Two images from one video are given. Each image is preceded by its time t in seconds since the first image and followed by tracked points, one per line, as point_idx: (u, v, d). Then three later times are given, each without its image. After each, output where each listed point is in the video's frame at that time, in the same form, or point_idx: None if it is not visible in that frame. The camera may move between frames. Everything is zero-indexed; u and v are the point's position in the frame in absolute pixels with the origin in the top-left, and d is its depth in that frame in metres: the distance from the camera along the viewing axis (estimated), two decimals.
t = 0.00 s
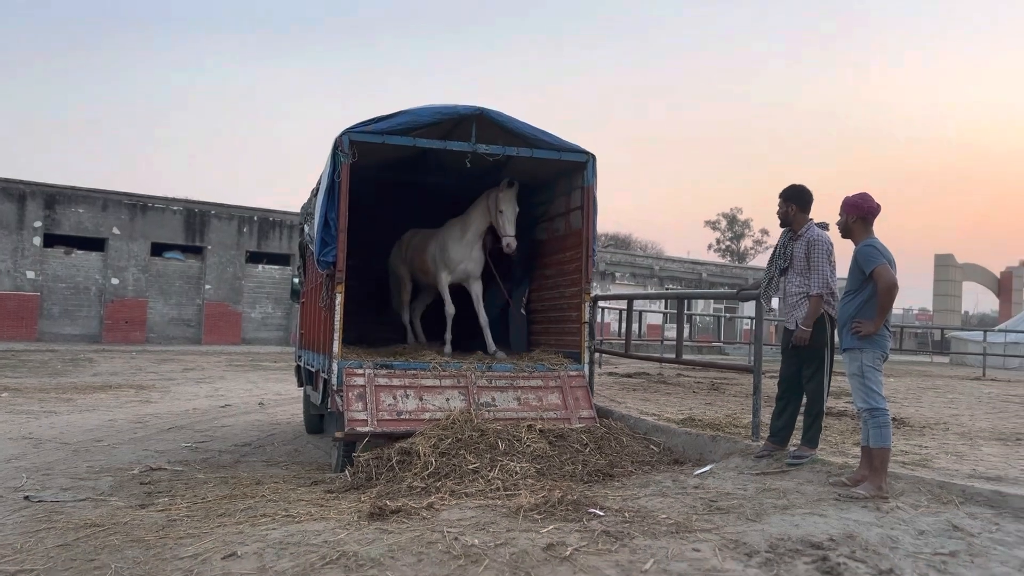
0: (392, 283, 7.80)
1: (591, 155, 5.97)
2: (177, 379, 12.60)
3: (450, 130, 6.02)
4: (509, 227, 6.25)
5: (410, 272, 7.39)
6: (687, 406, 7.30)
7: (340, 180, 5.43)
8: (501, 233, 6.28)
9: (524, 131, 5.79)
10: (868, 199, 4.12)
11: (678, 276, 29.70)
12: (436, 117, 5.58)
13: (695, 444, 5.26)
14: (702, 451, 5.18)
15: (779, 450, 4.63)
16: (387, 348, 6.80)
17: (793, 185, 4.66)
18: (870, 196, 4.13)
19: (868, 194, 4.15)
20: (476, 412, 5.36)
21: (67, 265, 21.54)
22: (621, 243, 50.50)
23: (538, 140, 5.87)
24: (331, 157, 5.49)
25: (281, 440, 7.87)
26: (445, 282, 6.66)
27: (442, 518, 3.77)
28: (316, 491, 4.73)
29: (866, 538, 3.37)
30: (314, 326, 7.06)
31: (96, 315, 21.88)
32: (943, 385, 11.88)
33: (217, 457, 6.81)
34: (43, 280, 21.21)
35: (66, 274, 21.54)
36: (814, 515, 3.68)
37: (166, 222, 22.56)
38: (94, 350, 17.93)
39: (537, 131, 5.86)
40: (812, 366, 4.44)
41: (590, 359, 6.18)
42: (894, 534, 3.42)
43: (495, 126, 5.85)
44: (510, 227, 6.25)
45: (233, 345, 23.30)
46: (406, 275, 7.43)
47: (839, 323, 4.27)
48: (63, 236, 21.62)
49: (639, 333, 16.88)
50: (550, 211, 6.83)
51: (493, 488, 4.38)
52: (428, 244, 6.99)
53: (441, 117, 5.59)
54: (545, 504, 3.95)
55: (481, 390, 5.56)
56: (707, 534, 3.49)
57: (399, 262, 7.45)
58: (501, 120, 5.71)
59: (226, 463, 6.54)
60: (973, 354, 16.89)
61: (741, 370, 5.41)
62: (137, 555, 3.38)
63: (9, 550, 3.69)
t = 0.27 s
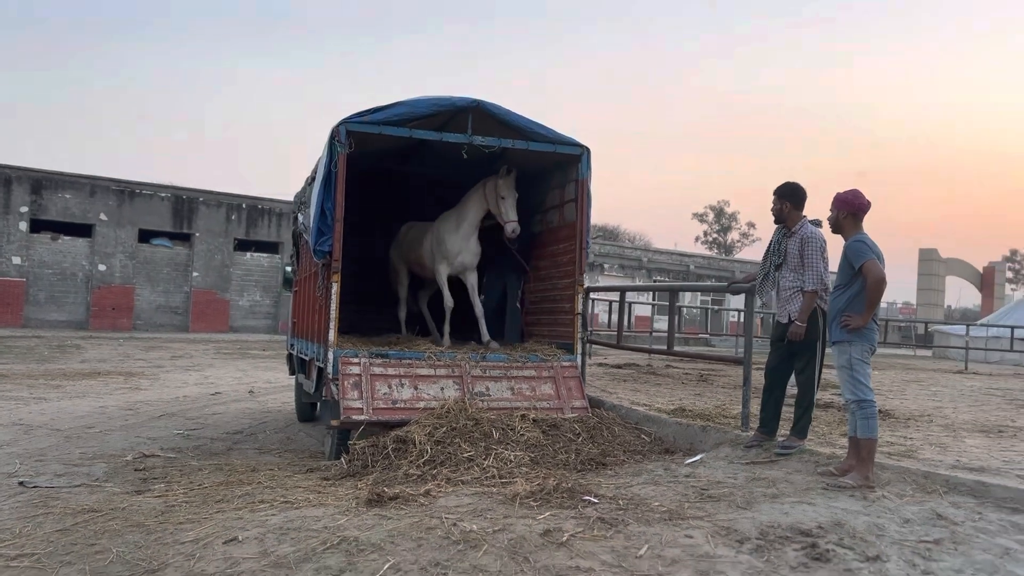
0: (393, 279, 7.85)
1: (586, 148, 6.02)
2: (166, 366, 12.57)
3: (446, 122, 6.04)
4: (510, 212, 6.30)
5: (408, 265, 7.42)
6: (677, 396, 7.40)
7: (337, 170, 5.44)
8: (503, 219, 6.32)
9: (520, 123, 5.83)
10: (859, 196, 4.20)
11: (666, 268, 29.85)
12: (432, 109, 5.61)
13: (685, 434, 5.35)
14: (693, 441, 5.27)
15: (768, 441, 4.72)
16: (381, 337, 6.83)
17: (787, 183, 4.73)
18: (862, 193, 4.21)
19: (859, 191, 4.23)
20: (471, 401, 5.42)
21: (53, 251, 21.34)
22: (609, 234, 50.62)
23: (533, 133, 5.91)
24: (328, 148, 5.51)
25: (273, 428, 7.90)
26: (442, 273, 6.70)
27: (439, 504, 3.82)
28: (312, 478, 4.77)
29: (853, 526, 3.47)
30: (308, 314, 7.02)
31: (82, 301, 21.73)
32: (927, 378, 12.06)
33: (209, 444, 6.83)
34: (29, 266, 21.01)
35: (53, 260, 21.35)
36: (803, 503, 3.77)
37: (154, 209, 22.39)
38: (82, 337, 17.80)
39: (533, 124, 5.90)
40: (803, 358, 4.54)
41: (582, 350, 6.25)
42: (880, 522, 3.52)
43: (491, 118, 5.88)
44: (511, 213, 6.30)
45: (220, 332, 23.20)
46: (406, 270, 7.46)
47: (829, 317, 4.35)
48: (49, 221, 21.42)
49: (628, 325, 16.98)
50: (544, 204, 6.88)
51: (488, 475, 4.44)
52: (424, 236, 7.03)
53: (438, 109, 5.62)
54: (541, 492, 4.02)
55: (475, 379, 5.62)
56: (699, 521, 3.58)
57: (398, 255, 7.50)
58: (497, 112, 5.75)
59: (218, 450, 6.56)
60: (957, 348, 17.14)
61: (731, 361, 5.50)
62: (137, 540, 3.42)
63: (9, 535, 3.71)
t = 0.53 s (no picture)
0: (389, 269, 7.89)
1: (582, 142, 6.08)
2: (154, 355, 12.52)
3: (444, 114, 6.08)
4: (503, 192, 6.33)
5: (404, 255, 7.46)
6: (668, 388, 7.50)
7: (336, 161, 5.46)
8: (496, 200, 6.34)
9: (517, 116, 5.88)
10: (854, 192, 4.29)
11: (652, 262, 30.02)
12: (431, 101, 5.64)
13: (679, 424, 5.45)
14: (686, 431, 5.37)
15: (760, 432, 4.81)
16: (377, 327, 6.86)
17: (783, 178, 4.83)
18: (856, 188, 4.31)
19: (853, 187, 4.32)
20: (467, 390, 5.48)
21: (38, 238, 21.11)
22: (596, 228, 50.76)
23: (531, 126, 5.96)
24: (327, 138, 5.52)
25: (266, 417, 7.92)
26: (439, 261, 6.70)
27: (442, 490, 3.89)
28: (312, 464, 4.82)
29: (845, 512, 3.58)
30: (304, 305, 7.00)
31: (67, 290, 21.53)
32: (910, 372, 12.27)
33: (203, 432, 6.85)
34: (13, 253, 20.77)
35: (37, 248, 21.12)
36: (796, 490, 3.88)
37: (140, 197, 22.19)
38: (67, 326, 17.64)
39: (530, 117, 5.95)
40: (796, 350, 4.64)
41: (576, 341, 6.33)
42: (871, 508, 3.63)
43: (488, 111, 5.93)
44: (503, 191, 6.34)
45: (206, 322, 23.06)
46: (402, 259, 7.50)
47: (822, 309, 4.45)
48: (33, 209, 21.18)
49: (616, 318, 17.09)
50: (539, 196, 6.94)
51: (488, 463, 4.51)
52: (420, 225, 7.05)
53: (436, 101, 5.65)
54: (541, 478, 4.10)
55: (471, 369, 5.68)
56: (696, 506, 3.67)
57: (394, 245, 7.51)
58: (495, 105, 5.79)
59: (213, 438, 6.58)
60: (938, 344, 17.43)
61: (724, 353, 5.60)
62: (145, 523, 3.46)
63: (13, 518, 3.73)
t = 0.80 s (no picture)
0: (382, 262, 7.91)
1: (576, 138, 6.14)
2: (141, 347, 12.46)
3: (439, 109, 6.11)
4: (493, 181, 6.38)
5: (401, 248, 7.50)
6: (658, 381, 7.60)
7: (333, 154, 5.48)
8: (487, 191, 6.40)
9: (512, 112, 5.93)
10: (845, 190, 4.39)
11: (638, 257, 30.17)
12: (427, 96, 5.68)
13: (670, 416, 5.54)
14: (678, 423, 5.46)
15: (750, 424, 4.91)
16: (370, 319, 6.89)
17: (776, 176, 4.91)
18: (848, 187, 4.40)
19: (845, 185, 4.42)
20: (462, 382, 5.54)
21: (21, 228, 20.88)
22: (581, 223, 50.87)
23: (526, 121, 6.01)
24: (324, 131, 5.54)
25: (257, 408, 7.93)
26: (436, 254, 6.78)
27: (441, 480, 3.95)
28: (309, 455, 4.86)
29: (836, 502, 3.68)
30: (297, 299, 7.02)
31: (51, 280, 21.33)
32: (893, 367, 12.47)
33: (195, 423, 6.86)
34: None
35: (21, 238, 20.89)
36: (787, 481, 3.98)
37: (125, 187, 22.00)
38: (52, 317, 17.47)
39: (525, 112, 6.00)
40: (786, 345, 4.73)
41: (569, 334, 6.40)
42: (861, 499, 3.74)
43: (484, 106, 5.97)
44: (495, 182, 6.39)
45: (192, 314, 22.91)
46: (397, 252, 7.53)
47: (813, 305, 4.55)
48: (16, 198, 20.94)
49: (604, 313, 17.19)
50: (532, 191, 7.00)
51: (485, 454, 4.57)
52: (416, 219, 7.12)
53: (433, 96, 5.69)
54: (539, 469, 4.17)
55: (466, 361, 5.73)
56: (692, 496, 3.76)
57: (389, 238, 7.58)
58: (491, 101, 5.84)
59: (205, 429, 6.59)
60: (920, 339, 17.70)
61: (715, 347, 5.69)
62: (149, 511, 3.49)
63: (15, 506, 3.75)
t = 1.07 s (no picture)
0: (375, 258, 7.94)
1: (568, 137, 6.21)
2: (128, 342, 12.41)
3: (433, 107, 6.16)
4: (489, 183, 6.45)
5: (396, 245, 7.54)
6: (647, 378, 7.70)
7: (328, 152, 5.52)
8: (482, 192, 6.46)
9: (505, 111, 5.98)
10: (833, 192, 4.49)
11: (625, 255, 30.31)
12: (422, 94, 5.72)
13: (660, 413, 5.63)
14: (667, 419, 5.55)
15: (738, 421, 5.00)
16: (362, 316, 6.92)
17: (766, 176, 5.00)
18: (836, 189, 4.50)
19: (834, 187, 4.51)
20: (455, 378, 5.60)
21: (5, 222, 20.69)
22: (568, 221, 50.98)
23: (519, 121, 6.07)
24: (318, 128, 5.57)
25: (247, 404, 7.95)
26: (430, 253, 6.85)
27: (437, 474, 4.01)
28: (303, 450, 4.90)
29: (822, 496, 3.78)
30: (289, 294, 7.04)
31: (36, 275, 21.17)
32: (877, 366, 12.65)
33: (186, 418, 6.87)
34: None
35: (5, 232, 20.70)
36: (775, 475, 4.07)
37: (111, 182, 21.85)
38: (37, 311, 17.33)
39: (518, 112, 6.06)
40: (773, 344, 4.82)
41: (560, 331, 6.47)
42: (847, 493, 3.84)
43: (477, 105, 6.02)
44: (490, 182, 6.46)
45: (178, 309, 22.79)
46: (392, 250, 7.59)
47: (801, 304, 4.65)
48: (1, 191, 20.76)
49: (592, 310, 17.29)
50: (524, 189, 7.06)
51: (478, 449, 4.63)
52: (410, 217, 7.18)
53: (427, 94, 5.73)
54: (532, 463, 4.24)
55: (459, 357, 5.79)
56: (682, 490, 3.85)
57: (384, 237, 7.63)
58: (484, 100, 5.89)
59: (196, 424, 6.61)
60: (902, 338, 17.94)
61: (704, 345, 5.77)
62: (148, 504, 3.53)
63: (11, 499, 3.77)
